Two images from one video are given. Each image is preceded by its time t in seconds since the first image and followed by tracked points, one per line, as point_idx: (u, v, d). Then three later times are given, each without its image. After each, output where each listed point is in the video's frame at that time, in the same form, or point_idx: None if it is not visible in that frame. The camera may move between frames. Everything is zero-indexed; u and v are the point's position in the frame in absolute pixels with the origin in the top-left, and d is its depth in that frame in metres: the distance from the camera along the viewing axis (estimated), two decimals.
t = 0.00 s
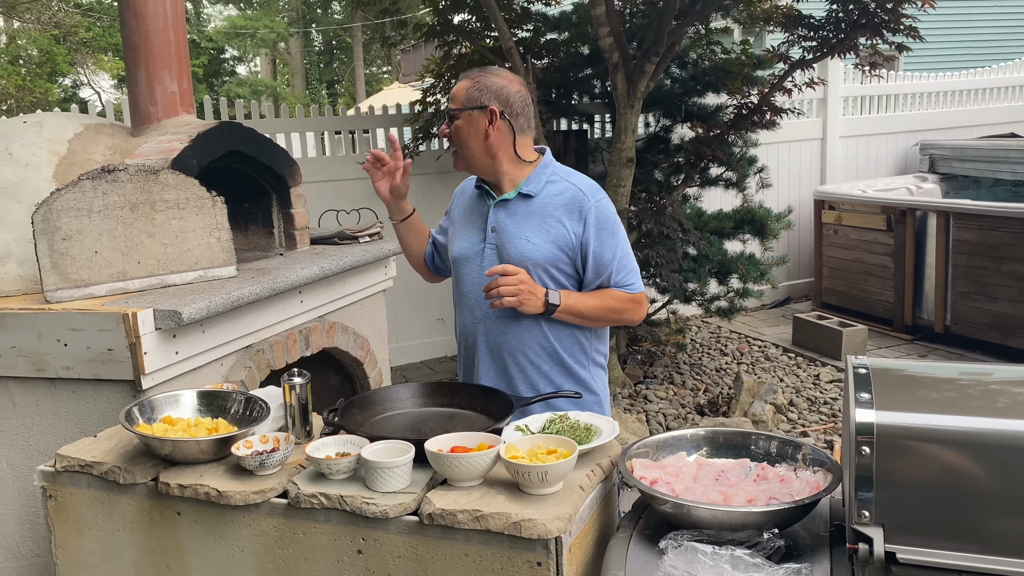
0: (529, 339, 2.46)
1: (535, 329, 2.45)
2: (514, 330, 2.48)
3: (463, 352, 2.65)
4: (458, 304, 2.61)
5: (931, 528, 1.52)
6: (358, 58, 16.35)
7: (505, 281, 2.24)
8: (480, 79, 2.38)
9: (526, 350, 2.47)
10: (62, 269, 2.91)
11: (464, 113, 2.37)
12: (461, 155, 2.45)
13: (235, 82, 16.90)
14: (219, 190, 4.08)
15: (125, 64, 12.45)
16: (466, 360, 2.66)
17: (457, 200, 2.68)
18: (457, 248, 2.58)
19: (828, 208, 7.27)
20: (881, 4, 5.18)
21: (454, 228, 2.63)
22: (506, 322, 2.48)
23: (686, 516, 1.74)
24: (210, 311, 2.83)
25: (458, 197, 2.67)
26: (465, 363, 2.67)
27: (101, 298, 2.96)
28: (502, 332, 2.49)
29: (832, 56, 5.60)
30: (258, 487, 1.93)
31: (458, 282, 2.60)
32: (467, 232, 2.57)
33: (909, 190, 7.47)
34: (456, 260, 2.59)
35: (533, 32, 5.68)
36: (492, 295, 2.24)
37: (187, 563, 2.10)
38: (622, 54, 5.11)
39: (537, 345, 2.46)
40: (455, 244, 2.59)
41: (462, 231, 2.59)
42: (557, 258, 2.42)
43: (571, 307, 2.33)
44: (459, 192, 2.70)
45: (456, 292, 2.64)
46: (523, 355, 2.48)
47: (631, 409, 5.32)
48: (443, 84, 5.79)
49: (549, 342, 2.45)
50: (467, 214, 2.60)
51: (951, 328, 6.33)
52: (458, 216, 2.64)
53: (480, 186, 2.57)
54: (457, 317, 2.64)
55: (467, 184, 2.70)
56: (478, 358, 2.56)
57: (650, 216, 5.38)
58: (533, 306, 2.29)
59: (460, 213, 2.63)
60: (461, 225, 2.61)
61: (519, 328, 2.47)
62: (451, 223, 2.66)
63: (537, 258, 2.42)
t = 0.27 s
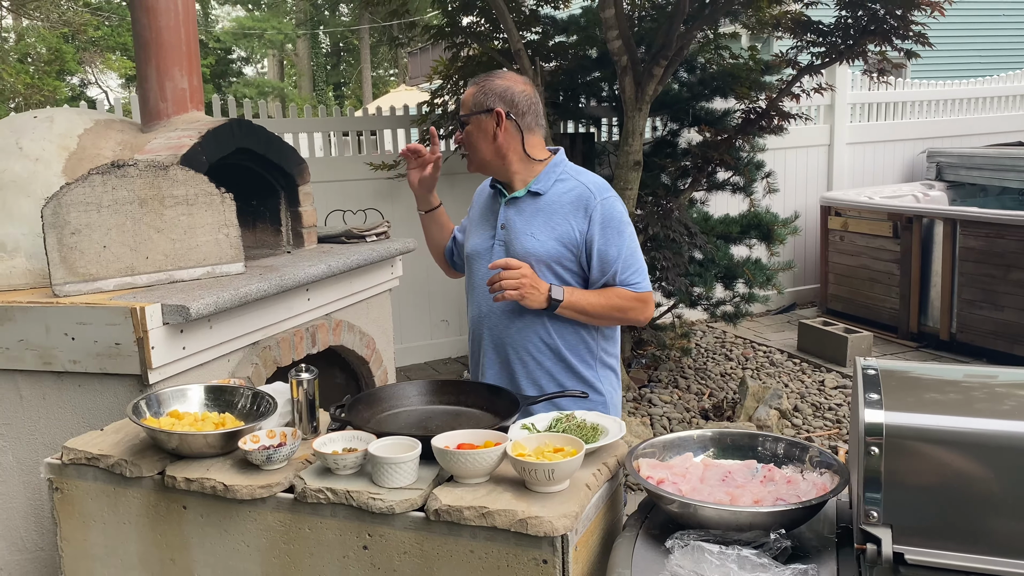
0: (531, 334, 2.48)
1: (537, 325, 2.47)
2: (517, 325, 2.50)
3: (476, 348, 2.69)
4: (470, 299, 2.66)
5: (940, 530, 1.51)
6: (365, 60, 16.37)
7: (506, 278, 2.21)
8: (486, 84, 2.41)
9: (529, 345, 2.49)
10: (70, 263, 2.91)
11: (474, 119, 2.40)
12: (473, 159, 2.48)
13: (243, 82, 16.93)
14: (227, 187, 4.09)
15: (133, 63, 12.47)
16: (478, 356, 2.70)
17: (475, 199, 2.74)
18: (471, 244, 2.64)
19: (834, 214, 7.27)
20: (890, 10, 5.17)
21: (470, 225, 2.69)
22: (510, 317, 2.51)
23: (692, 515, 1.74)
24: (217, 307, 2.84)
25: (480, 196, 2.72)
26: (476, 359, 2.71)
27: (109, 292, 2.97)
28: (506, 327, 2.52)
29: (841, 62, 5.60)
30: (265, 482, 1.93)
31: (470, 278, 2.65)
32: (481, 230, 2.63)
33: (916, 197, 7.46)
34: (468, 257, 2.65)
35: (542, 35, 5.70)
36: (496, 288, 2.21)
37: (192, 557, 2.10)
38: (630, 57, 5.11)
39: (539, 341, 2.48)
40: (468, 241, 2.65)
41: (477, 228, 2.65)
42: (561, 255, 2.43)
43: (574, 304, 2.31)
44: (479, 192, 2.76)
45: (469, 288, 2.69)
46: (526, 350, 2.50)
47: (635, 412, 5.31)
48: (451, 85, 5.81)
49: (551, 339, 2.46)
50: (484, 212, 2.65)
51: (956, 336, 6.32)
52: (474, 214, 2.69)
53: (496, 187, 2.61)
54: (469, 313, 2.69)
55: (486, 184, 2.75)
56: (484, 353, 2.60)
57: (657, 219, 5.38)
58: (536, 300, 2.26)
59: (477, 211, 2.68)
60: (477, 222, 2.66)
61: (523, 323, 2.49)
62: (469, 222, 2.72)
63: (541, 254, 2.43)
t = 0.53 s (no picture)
0: (565, 339, 2.47)
1: (572, 330, 2.46)
2: (552, 330, 2.49)
3: (505, 356, 2.66)
4: (502, 305, 2.64)
5: (938, 543, 1.51)
6: (369, 65, 16.40)
7: (544, 277, 2.20)
8: (542, 85, 2.44)
9: (563, 351, 2.48)
10: (72, 266, 2.92)
11: (534, 116, 2.40)
12: (528, 160, 2.45)
13: (246, 86, 16.96)
14: (230, 191, 4.10)
15: (136, 65, 12.48)
16: (506, 362, 2.68)
17: (507, 207, 2.73)
18: (504, 250, 2.62)
19: (836, 223, 7.28)
20: (894, 20, 5.18)
21: (504, 232, 2.67)
22: (546, 321, 2.50)
23: (690, 525, 1.73)
24: (218, 311, 2.84)
25: (511, 205, 2.71)
26: (503, 365, 2.69)
27: (110, 295, 2.98)
28: (541, 331, 2.51)
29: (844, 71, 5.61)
30: (264, 487, 1.93)
31: (503, 283, 2.64)
32: (516, 235, 2.62)
33: (918, 207, 7.46)
34: (502, 262, 2.63)
35: (545, 42, 5.72)
36: (531, 292, 2.21)
37: (190, 562, 2.09)
38: (633, 65, 5.13)
39: (574, 346, 2.47)
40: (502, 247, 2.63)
41: (512, 234, 2.64)
42: (600, 261, 2.43)
43: (608, 308, 2.30)
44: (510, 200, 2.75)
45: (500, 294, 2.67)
46: (560, 355, 2.48)
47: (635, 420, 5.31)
48: (454, 92, 5.83)
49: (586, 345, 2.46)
50: (517, 219, 2.64)
51: (957, 346, 6.31)
52: (508, 221, 2.68)
53: (529, 194, 2.60)
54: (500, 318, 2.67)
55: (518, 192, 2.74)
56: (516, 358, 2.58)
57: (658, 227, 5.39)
58: (572, 303, 2.25)
59: (511, 218, 2.67)
60: (511, 229, 2.65)
61: (558, 328, 2.48)
62: (501, 229, 2.70)
63: (579, 258, 2.43)
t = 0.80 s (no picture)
0: (611, 346, 2.45)
1: (617, 337, 2.45)
2: (598, 338, 2.46)
3: (534, 365, 2.62)
4: (536, 314, 2.57)
5: (934, 550, 1.51)
6: (370, 69, 16.43)
7: (609, 295, 2.21)
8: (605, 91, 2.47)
9: (608, 358, 2.46)
10: (71, 267, 2.92)
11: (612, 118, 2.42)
12: (603, 160, 2.43)
13: (247, 88, 16.98)
14: (230, 193, 4.10)
15: (137, 67, 12.49)
16: (536, 372, 2.62)
17: (529, 214, 2.65)
18: (535, 256, 2.56)
19: (835, 229, 7.29)
20: (894, 27, 5.19)
21: (531, 240, 2.60)
22: (590, 329, 2.47)
23: (688, 531, 1.73)
24: (217, 314, 2.84)
25: (528, 210, 2.65)
26: (533, 375, 2.63)
27: (109, 297, 2.98)
28: (585, 340, 2.47)
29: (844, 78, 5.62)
30: (261, 490, 1.92)
31: (537, 292, 2.57)
32: (549, 243, 2.56)
33: (917, 214, 7.47)
34: (535, 271, 2.56)
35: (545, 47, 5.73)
36: (598, 310, 2.20)
37: (187, 564, 2.09)
38: (633, 70, 5.13)
39: (619, 353, 2.45)
40: (535, 255, 2.56)
41: (542, 242, 2.57)
42: (643, 269, 2.44)
43: (664, 319, 2.33)
44: (529, 206, 2.67)
45: (532, 303, 2.60)
46: (605, 363, 2.46)
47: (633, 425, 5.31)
48: (455, 96, 5.90)
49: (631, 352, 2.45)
50: (544, 223, 2.59)
51: (955, 354, 6.31)
52: (534, 228, 2.61)
53: (561, 200, 2.56)
54: (531, 328, 2.59)
55: (537, 199, 2.67)
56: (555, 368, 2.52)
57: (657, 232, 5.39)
58: (634, 318, 2.26)
59: (538, 226, 2.60)
60: (540, 236, 2.59)
61: (604, 336, 2.46)
62: (526, 237, 2.63)
63: (625, 266, 2.42)
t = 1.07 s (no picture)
0: (631, 351, 2.48)
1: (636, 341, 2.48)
2: (619, 342, 2.48)
3: (549, 368, 2.62)
4: (554, 317, 2.57)
5: (930, 555, 1.52)
6: (369, 72, 16.46)
7: (643, 303, 2.22)
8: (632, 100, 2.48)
9: (628, 362, 2.48)
10: (71, 270, 2.93)
11: (638, 127, 2.43)
12: (627, 168, 2.45)
13: (246, 91, 17.00)
14: (230, 196, 4.11)
15: (136, 69, 12.49)
16: (550, 374, 2.61)
17: (546, 217, 2.65)
18: (555, 260, 2.56)
19: (833, 234, 7.31)
20: (892, 33, 5.21)
21: (550, 243, 2.60)
22: (611, 333, 2.48)
23: (685, 535, 1.74)
24: (215, 317, 2.84)
25: (547, 215, 2.64)
26: (547, 377, 2.62)
27: (108, 300, 2.98)
28: (607, 344, 2.48)
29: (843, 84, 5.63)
30: (259, 493, 1.93)
31: (556, 295, 2.57)
32: (569, 247, 2.56)
33: (915, 219, 7.48)
34: (555, 274, 2.56)
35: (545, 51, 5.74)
36: (632, 317, 2.21)
37: (185, 567, 2.10)
38: (632, 75, 5.14)
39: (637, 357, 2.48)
40: (556, 259, 2.56)
41: (562, 246, 2.57)
42: (664, 276, 2.47)
43: (687, 325, 2.38)
44: (545, 209, 2.66)
45: (550, 306, 2.60)
46: (625, 367, 2.48)
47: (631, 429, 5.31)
48: (454, 100, 5.91)
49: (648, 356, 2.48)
50: (563, 228, 2.58)
51: (953, 359, 6.32)
52: (553, 231, 2.61)
53: (581, 205, 2.57)
54: (549, 331, 2.59)
55: (553, 202, 2.67)
56: (574, 371, 2.53)
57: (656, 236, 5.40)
58: (664, 325, 2.27)
59: (557, 229, 2.60)
60: (559, 240, 2.58)
61: (625, 340, 2.48)
62: (545, 239, 2.62)
63: (648, 273, 2.45)
